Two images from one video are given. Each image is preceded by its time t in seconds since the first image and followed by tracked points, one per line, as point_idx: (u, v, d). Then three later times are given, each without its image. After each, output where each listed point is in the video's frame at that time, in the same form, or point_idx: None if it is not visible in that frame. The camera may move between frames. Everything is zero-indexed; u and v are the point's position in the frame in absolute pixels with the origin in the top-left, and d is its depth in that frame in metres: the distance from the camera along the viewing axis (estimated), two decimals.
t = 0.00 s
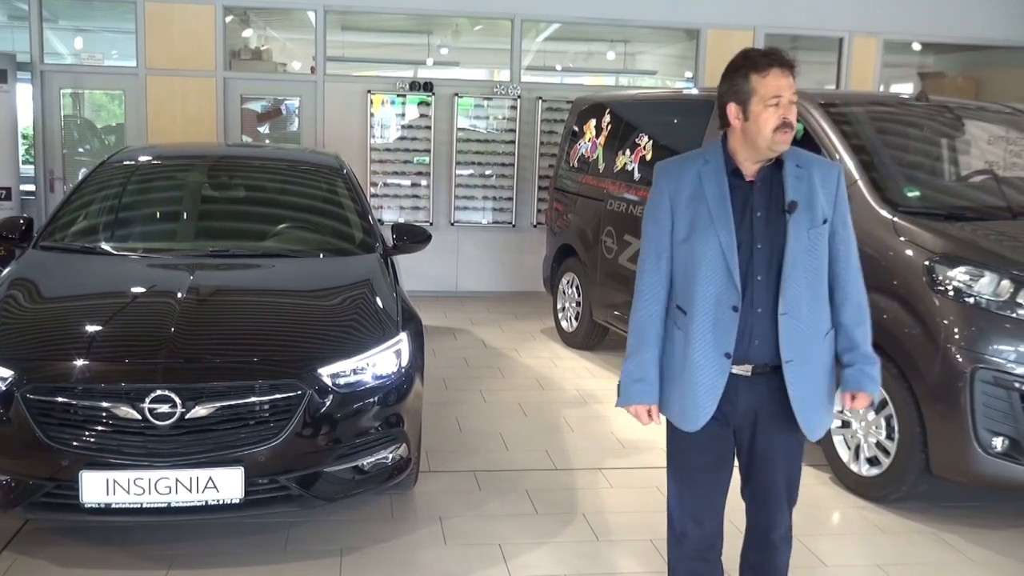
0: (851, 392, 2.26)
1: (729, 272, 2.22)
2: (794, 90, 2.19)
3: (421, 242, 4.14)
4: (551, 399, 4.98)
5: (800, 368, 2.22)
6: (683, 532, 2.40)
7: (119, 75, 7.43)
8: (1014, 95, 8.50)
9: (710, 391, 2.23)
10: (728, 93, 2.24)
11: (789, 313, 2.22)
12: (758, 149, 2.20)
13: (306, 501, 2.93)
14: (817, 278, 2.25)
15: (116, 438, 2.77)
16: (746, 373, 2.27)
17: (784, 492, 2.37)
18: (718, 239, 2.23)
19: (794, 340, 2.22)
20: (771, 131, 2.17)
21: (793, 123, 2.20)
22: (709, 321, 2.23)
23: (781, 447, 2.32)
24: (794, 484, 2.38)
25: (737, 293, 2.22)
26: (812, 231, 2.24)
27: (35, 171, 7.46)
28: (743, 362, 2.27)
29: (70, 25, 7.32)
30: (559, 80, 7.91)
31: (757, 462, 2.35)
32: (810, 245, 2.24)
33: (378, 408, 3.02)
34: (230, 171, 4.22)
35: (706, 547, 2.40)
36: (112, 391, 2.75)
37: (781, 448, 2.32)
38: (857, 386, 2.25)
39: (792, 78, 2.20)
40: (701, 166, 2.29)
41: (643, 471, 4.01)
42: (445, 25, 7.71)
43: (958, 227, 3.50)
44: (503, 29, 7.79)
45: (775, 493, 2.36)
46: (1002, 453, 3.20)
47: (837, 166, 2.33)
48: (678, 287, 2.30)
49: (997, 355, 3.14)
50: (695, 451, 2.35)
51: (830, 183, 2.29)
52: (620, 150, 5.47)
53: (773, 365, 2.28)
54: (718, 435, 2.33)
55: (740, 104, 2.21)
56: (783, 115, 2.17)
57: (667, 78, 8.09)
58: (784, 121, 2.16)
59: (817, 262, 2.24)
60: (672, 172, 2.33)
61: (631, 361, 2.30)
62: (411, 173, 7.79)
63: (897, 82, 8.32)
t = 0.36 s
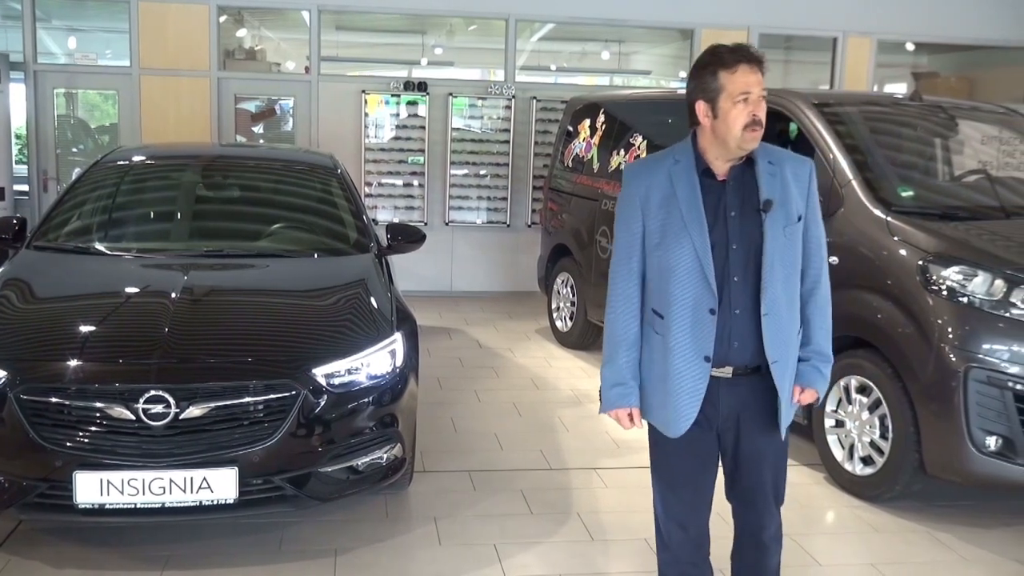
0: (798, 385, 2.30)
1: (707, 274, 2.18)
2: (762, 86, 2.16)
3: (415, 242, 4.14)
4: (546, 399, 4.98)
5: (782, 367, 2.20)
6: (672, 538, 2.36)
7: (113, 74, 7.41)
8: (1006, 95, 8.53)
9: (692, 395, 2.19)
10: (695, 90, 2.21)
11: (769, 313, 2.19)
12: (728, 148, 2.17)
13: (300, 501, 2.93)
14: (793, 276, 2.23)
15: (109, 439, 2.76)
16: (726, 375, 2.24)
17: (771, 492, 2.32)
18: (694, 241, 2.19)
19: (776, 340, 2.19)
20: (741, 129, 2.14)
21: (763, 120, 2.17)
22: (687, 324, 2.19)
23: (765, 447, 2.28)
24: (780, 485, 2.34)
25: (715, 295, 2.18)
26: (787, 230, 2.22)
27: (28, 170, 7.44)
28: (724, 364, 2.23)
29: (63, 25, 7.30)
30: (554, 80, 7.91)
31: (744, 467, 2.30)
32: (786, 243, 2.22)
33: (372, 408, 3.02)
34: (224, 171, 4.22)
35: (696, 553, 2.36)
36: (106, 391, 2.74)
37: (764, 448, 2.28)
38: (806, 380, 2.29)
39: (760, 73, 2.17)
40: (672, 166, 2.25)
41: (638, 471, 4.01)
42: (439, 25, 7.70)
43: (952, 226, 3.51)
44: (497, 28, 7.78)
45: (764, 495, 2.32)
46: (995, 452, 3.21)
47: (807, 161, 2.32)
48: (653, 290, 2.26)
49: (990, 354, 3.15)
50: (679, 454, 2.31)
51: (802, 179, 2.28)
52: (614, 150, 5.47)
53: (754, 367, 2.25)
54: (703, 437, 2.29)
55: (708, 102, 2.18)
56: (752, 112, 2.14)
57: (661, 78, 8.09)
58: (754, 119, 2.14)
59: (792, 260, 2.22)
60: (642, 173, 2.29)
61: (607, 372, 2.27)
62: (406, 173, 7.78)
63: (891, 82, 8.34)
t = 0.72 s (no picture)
0: (809, 378, 2.28)
1: (688, 277, 2.18)
2: (736, 91, 2.16)
3: (412, 242, 4.14)
4: (542, 399, 4.98)
5: (767, 366, 2.21)
6: (663, 542, 2.35)
7: (108, 74, 7.40)
8: (1000, 95, 8.55)
9: (678, 399, 2.19)
10: (669, 94, 2.20)
11: (752, 312, 2.20)
12: (701, 152, 2.17)
13: (297, 501, 2.92)
14: (773, 273, 2.24)
15: (105, 439, 2.76)
16: (712, 375, 2.23)
17: (762, 492, 2.29)
18: (674, 244, 2.18)
19: (760, 339, 2.20)
20: (713, 135, 2.14)
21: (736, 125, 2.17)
22: (673, 328, 2.18)
23: (762, 448, 2.28)
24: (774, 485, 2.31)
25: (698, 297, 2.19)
26: (766, 227, 2.24)
27: (23, 170, 7.43)
28: (709, 365, 2.23)
29: (58, 25, 7.29)
30: (550, 81, 7.92)
31: (736, 467, 2.29)
32: (766, 240, 2.23)
33: (368, 408, 3.02)
34: (220, 171, 4.21)
35: (687, 556, 2.35)
36: (102, 392, 2.74)
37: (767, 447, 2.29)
38: (812, 371, 2.28)
39: (734, 77, 2.17)
40: (647, 169, 2.25)
41: (634, 471, 4.02)
42: (435, 25, 7.69)
43: (947, 226, 3.52)
44: (493, 28, 7.78)
45: (757, 498, 2.29)
46: (991, 452, 3.21)
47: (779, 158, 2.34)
48: (634, 295, 2.25)
49: (986, 354, 3.16)
50: (668, 459, 2.30)
51: (775, 176, 2.30)
52: (610, 150, 5.47)
53: (739, 366, 2.25)
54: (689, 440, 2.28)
55: (681, 106, 2.17)
56: (725, 117, 2.14)
57: (657, 78, 8.09)
58: (726, 125, 2.14)
59: (772, 257, 2.24)
60: (616, 177, 2.28)
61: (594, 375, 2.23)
62: (402, 173, 7.78)
63: (886, 82, 8.35)
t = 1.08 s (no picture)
0: (813, 372, 2.25)
1: (679, 278, 2.17)
2: (710, 85, 2.16)
3: (406, 242, 4.14)
4: (536, 399, 4.98)
5: (760, 363, 2.20)
6: (660, 544, 2.34)
7: (101, 74, 7.39)
8: (993, 95, 8.57)
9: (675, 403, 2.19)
10: (645, 92, 2.21)
11: (744, 310, 2.20)
12: (678, 149, 2.17)
13: (291, 502, 2.92)
14: (763, 269, 2.24)
15: (99, 440, 2.75)
16: (709, 376, 2.22)
17: (759, 489, 2.29)
18: (663, 246, 2.18)
19: (752, 338, 2.20)
20: (689, 130, 2.14)
21: (716, 121, 2.16)
22: (666, 330, 2.18)
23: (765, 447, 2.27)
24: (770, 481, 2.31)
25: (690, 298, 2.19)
26: (753, 224, 2.24)
27: (17, 170, 7.42)
28: (705, 365, 2.22)
29: (52, 25, 7.27)
30: (544, 81, 7.92)
31: (734, 467, 2.29)
32: (754, 237, 2.24)
33: (363, 409, 3.02)
34: (214, 171, 4.21)
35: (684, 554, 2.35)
36: (95, 393, 2.73)
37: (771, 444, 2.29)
38: (818, 364, 2.25)
39: (709, 71, 2.17)
40: (631, 173, 2.26)
41: (629, 470, 4.02)
42: (430, 25, 7.69)
43: (940, 226, 3.52)
44: (487, 29, 7.77)
45: (756, 496, 2.30)
46: (984, 451, 3.22)
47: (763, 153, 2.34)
48: (625, 300, 2.25)
49: (979, 353, 3.16)
50: (667, 462, 2.29)
51: (760, 171, 2.30)
52: (605, 150, 5.48)
53: (734, 365, 2.24)
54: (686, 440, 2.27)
55: (658, 103, 2.18)
56: (700, 111, 2.14)
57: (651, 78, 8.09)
58: (701, 119, 2.13)
59: (761, 253, 2.24)
60: (601, 183, 2.28)
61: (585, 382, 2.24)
62: (396, 173, 7.78)
63: (881, 82, 8.37)
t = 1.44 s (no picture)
0: (800, 383, 2.23)
1: (656, 274, 2.19)
2: (674, 78, 2.17)
3: (396, 242, 4.13)
4: (526, 399, 4.98)
5: (738, 365, 2.18)
6: (648, 546, 2.35)
7: (90, 74, 7.35)
8: (980, 96, 8.61)
9: (647, 397, 2.21)
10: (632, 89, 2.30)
11: (722, 310, 2.18)
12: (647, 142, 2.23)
13: (281, 503, 2.92)
14: (750, 272, 2.21)
15: (87, 441, 2.74)
16: (690, 377, 2.21)
17: (748, 494, 2.26)
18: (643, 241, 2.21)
19: (730, 339, 2.18)
20: (650, 123, 2.18)
21: (676, 117, 2.16)
22: (642, 324, 2.21)
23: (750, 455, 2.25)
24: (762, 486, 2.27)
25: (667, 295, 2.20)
26: (742, 225, 2.20)
27: (4, 171, 7.38)
28: (686, 365, 2.21)
29: (39, 25, 7.24)
30: (534, 81, 7.92)
31: (723, 475, 2.27)
32: (740, 238, 2.20)
33: (353, 409, 3.02)
34: (203, 171, 4.20)
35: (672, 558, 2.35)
36: (83, 394, 2.72)
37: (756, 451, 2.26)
38: (803, 376, 2.22)
39: (677, 64, 2.18)
40: (624, 169, 2.28)
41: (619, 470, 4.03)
42: (419, 25, 7.68)
43: (928, 226, 3.54)
44: (477, 29, 7.77)
45: (745, 505, 2.26)
46: (972, 450, 3.24)
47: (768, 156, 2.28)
48: (609, 294, 2.29)
49: (967, 353, 3.18)
50: (651, 464, 2.29)
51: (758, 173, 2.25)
52: (594, 150, 5.48)
53: (717, 366, 2.22)
54: (673, 442, 2.27)
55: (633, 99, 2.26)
56: (658, 105, 2.17)
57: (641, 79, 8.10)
58: (657, 112, 2.17)
59: (749, 255, 2.20)
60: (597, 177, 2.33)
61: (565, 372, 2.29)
62: (386, 173, 7.77)
63: (870, 82, 8.39)
